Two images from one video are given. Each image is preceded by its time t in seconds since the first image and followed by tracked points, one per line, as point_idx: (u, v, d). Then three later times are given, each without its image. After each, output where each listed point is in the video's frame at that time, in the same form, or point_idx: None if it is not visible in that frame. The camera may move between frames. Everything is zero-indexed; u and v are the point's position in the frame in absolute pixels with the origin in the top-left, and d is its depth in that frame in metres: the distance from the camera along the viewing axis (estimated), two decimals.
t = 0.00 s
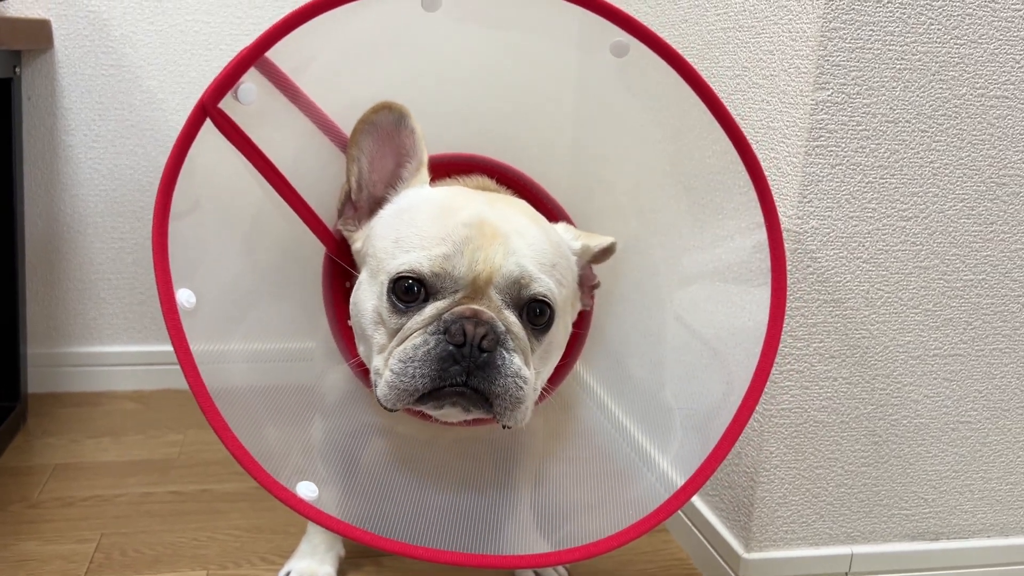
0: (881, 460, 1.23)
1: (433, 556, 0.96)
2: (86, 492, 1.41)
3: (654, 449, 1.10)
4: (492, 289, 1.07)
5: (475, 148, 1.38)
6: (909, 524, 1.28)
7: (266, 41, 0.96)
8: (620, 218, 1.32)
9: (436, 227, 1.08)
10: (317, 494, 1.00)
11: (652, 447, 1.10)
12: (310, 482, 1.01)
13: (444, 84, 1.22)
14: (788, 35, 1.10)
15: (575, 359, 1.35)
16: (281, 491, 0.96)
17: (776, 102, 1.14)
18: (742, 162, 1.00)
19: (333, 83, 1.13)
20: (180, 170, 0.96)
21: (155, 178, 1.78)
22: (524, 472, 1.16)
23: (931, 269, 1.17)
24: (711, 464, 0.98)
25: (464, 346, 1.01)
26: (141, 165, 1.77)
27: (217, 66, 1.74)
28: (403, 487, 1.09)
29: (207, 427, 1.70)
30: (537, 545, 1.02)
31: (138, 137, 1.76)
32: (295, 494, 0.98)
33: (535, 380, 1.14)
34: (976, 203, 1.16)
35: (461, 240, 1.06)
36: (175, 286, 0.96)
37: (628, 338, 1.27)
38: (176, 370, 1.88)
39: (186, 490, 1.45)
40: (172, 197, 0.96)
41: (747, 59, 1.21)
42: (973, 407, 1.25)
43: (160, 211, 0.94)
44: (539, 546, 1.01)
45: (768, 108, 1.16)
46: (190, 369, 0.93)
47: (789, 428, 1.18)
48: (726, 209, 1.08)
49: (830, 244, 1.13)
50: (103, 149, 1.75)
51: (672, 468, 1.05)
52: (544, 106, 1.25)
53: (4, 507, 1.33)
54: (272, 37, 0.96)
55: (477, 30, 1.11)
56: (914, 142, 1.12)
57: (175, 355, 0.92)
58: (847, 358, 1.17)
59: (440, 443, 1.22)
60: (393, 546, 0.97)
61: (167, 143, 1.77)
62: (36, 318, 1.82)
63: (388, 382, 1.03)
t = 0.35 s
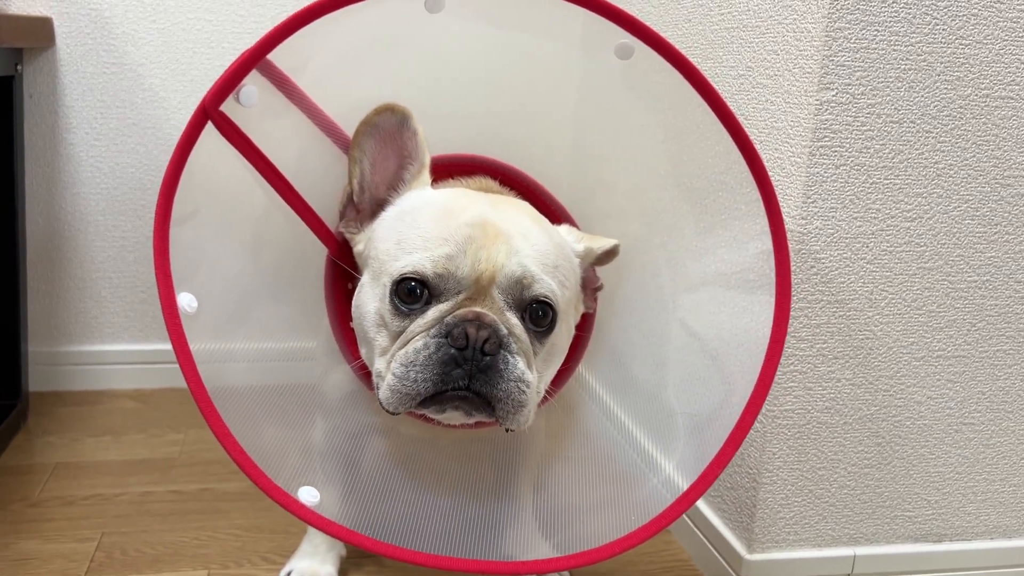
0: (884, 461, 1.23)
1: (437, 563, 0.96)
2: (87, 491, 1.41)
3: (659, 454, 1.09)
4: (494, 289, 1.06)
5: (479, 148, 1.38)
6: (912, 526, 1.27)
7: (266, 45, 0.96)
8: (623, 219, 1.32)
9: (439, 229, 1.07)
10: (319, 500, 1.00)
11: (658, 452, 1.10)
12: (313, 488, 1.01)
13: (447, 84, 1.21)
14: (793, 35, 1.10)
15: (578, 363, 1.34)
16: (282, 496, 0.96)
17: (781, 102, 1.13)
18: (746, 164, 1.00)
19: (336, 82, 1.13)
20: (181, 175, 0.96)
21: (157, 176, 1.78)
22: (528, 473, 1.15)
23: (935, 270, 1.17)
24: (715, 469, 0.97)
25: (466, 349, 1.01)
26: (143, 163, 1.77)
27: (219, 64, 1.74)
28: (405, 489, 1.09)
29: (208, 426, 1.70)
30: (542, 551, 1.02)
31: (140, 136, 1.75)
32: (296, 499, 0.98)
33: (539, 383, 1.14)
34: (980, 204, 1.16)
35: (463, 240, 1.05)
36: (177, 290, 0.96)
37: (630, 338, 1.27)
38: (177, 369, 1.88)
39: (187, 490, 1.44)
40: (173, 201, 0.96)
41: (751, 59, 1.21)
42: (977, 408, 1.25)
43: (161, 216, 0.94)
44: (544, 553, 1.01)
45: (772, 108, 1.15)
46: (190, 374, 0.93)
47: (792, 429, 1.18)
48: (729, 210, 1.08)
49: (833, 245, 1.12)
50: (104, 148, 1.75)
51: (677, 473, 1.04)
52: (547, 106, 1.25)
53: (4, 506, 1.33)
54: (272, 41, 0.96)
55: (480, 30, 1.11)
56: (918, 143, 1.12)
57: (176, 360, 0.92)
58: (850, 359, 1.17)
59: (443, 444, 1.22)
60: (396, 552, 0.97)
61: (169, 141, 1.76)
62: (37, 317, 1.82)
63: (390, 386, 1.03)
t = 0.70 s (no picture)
0: (905, 462, 1.21)
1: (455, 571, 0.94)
2: (95, 485, 1.39)
3: (681, 460, 1.07)
4: (517, 290, 1.04)
5: (495, 142, 1.36)
6: (932, 528, 1.26)
7: (288, 36, 0.94)
8: (642, 215, 1.30)
9: (460, 227, 1.05)
10: (338, 505, 0.98)
11: (679, 458, 1.07)
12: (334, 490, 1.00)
13: (465, 76, 1.19)
14: (818, 27, 1.07)
15: (599, 367, 1.32)
16: (304, 502, 0.94)
17: (805, 96, 1.11)
18: (775, 161, 0.98)
19: (353, 72, 1.10)
20: (201, 169, 0.94)
21: (165, 168, 1.76)
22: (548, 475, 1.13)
23: (960, 268, 1.15)
24: (742, 479, 0.96)
25: (487, 351, 0.99)
26: (151, 155, 1.75)
27: (229, 55, 1.71)
28: (423, 489, 1.07)
29: (216, 421, 1.68)
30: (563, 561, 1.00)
31: (148, 127, 1.73)
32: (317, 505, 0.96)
33: (562, 385, 1.12)
34: (1007, 202, 1.14)
35: (485, 239, 1.03)
36: (195, 288, 0.94)
37: (649, 336, 1.25)
38: (184, 363, 1.86)
39: (195, 485, 1.43)
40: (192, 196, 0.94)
41: (774, 52, 1.19)
42: (1000, 409, 1.23)
43: (180, 212, 0.93)
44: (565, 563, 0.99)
45: (795, 102, 1.13)
46: (208, 373, 0.91)
47: (812, 429, 1.16)
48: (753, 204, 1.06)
49: (858, 242, 1.11)
50: (112, 139, 1.73)
51: (700, 480, 1.02)
52: (567, 99, 1.23)
53: (11, 501, 1.31)
54: (293, 32, 0.94)
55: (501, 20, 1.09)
56: (946, 139, 1.10)
57: (194, 359, 0.90)
58: (873, 358, 1.15)
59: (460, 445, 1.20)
60: (413, 560, 0.95)
61: (177, 133, 1.74)
62: (42, 309, 1.80)
63: (410, 387, 1.01)
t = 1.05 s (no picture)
0: (910, 460, 1.21)
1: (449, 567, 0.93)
2: (95, 476, 1.39)
3: (684, 457, 1.06)
4: (515, 288, 1.03)
5: (501, 134, 1.35)
6: (936, 526, 1.26)
7: (292, 25, 0.92)
8: (647, 209, 1.29)
9: (461, 221, 1.04)
10: (332, 500, 0.97)
11: (683, 455, 1.07)
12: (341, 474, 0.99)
13: (471, 67, 1.18)
14: (827, 22, 1.06)
15: (603, 362, 1.32)
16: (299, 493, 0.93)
17: (813, 91, 1.10)
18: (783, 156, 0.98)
19: (359, 62, 1.09)
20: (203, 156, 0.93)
21: (167, 158, 1.75)
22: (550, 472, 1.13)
23: (967, 266, 1.14)
24: (742, 484, 0.94)
25: (483, 346, 0.99)
26: (153, 145, 1.74)
27: (232, 45, 1.70)
28: (425, 485, 1.06)
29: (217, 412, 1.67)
30: (564, 558, 0.99)
31: (150, 117, 1.72)
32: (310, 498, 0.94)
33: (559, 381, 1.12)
34: (1016, 200, 1.13)
35: (485, 236, 1.02)
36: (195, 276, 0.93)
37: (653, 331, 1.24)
38: (185, 354, 1.86)
39: (196, 477, 1.42)
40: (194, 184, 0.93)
41: (783, 46, 1.18)
42: (1006, 408, 1.22)
43: (180, 200, 0.91)
44: (567, 561, 0.98)
45: (804, 97, 1.12)
46: (205, 363, 0.90)
47: (817, 426, 1.16)
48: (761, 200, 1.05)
49: (865, 238, 1.10)
50: (114, 128, 1.72)
51: (703, 478, 1.01)
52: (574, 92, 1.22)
53: (12, 491, 1.31)
54: (296, 22, 0.92)
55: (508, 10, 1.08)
56: (955, 135, 1.09)
57: (192, 349, 0.89)
58: (879, 355, 1.15)
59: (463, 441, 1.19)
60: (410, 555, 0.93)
61: (180, 123, 1.73)
62: (43, 299, 1.79)
63: (404, 380, 1.00)
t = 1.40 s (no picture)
0: (913, 456, 1.21)
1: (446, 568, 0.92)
2: (95, 466, 1.38)
3: (687, 454, 1.06)
4: (507, 292, 1.02)
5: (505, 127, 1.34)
6: (937, 523, 1.26)
7: (297, 14, 0.91)
8: (652, 203, 1.29)
9: (457, 220, 1.02)
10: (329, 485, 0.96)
11: (686, 451, 1.06)
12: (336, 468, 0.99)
13: (476, 59, 1.18)
14: (836, 16, 1.06)
15: (607, 358, 1.30)
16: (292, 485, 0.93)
17: (821, 86, 1.10)
18: (788, 151, 0.97)
19: (363, 52, 1.09)
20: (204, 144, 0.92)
21: (169, 148, 1.74)
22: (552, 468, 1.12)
23: (973, 262, 1.14)
24: (738, 492, 0.94)
25: (472, 347, 0.98)
26: (155, 135, 1.73)
27: (235, 34, 1.69)
28: (426, 479, 1.05)
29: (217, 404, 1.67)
30: (565, 554, 0.98)
31: (151, 106, 1.71)
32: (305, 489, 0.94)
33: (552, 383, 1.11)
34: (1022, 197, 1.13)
35: (478, 237, 1.00)
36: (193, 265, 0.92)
37: (657, 327, 1.24)
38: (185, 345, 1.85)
39: (196, 468, 1.42)
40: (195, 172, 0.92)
41: (790, 40, 1.17)
42: (1009, 405, 1.22)
43: (181, 189, 0.91)
44: (568, 557, 0.98)
45: (811, 91, 1.12)
46: (201, 354, 0.89)
47: (820, 422, 1.16)
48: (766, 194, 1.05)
49: (871, 234, 1.09)
50: (115, 117, 1.71)
51: (707, 476, 1.01)
52: (579, 85, 1.21)
53: (11, 480, 1.31)
54: (302, 12, 0.91)
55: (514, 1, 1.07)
56: (963, 131, 1.08)
57: (188, 338, 0.88)
58: (883, 352, 1.15)
59: (461, 436, 1.18)
60: (407, 555, 0.93)
61: (181, 113, 1.72)
62: (43, 288, 1.79)
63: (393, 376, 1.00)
